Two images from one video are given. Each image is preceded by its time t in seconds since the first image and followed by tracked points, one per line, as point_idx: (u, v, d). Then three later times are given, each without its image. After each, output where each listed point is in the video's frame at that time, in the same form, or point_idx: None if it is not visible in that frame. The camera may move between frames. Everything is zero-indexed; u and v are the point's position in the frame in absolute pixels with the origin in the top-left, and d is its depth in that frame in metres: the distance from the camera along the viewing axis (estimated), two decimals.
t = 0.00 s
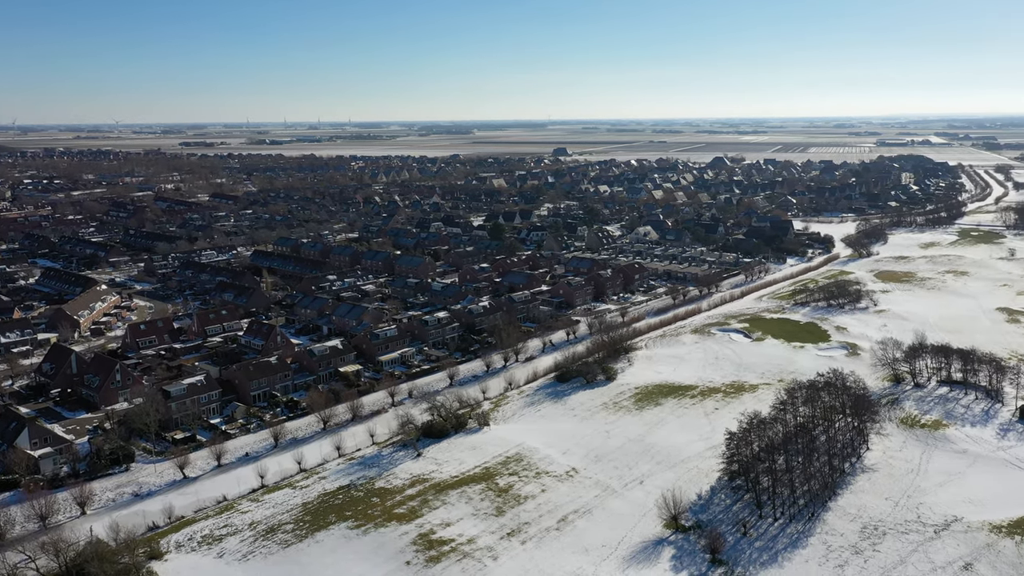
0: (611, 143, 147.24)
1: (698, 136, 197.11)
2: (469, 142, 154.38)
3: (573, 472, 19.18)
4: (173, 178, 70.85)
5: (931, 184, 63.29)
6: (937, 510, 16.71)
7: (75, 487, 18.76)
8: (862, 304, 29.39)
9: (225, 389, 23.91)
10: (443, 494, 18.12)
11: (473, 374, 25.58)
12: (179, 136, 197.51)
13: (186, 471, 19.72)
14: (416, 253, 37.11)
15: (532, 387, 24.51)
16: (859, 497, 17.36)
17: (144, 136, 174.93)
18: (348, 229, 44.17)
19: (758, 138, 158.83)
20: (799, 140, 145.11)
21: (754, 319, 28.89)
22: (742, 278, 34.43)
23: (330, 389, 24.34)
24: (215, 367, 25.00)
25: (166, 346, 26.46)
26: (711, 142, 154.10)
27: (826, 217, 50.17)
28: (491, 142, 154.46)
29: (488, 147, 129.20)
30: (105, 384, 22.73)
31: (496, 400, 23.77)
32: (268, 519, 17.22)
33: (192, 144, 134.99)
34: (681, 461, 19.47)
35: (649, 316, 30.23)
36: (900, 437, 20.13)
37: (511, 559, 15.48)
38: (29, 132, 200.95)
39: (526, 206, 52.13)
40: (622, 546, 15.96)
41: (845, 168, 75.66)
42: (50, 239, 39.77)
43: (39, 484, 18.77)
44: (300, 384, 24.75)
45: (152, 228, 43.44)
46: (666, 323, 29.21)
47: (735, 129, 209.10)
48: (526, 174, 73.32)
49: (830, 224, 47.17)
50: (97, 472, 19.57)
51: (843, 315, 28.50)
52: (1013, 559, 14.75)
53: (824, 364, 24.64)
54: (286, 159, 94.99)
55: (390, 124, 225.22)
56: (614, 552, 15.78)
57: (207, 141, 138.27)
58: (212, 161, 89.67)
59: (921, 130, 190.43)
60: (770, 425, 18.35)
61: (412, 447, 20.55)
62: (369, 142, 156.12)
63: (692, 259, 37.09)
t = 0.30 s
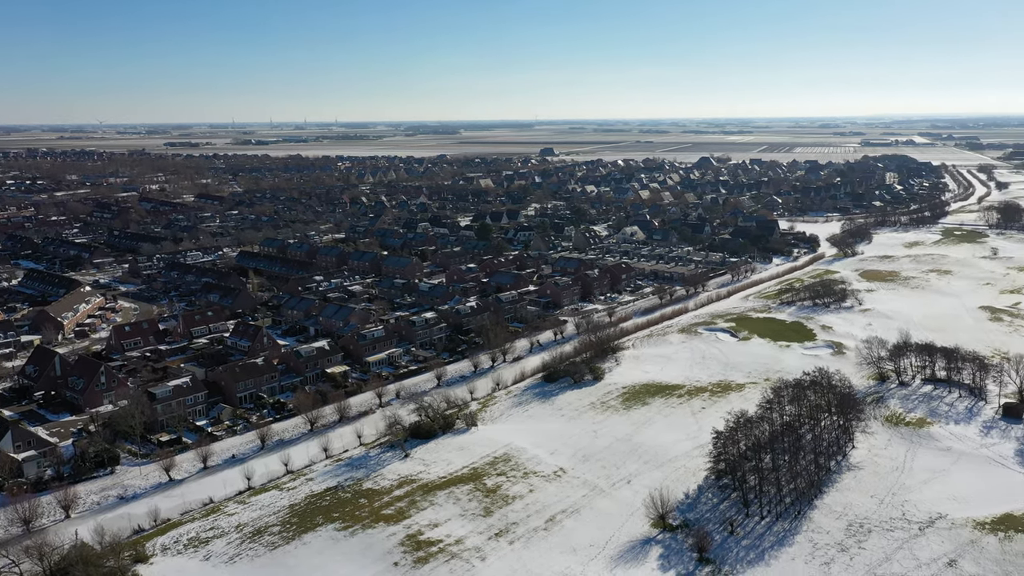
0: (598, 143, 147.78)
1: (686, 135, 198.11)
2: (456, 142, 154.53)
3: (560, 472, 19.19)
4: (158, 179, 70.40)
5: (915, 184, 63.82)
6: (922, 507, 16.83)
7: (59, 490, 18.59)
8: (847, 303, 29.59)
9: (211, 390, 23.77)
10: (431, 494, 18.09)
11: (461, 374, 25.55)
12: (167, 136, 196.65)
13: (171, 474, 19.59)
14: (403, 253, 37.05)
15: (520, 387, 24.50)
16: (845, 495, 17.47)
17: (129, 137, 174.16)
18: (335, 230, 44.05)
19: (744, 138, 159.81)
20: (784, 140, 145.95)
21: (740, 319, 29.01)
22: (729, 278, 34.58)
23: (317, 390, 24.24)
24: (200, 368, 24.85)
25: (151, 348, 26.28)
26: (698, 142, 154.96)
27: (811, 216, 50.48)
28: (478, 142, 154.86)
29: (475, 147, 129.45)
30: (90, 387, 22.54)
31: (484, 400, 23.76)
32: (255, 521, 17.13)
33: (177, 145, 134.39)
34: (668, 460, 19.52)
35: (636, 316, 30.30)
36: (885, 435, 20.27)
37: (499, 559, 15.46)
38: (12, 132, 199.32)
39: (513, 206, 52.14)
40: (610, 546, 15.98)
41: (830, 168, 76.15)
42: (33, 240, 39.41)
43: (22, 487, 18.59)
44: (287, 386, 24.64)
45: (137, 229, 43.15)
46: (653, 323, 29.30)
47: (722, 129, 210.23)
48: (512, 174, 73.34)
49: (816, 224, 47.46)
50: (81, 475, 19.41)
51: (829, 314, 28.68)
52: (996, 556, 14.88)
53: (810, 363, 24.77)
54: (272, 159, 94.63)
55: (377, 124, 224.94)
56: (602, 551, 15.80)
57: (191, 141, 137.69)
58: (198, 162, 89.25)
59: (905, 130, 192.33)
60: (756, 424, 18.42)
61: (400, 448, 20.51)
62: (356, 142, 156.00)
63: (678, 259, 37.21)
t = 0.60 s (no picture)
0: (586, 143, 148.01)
1: (674, 135, 198.96)
2: (442, 142, 155.30)
3: (548, 472, 19.20)
4: (142, 180, 69.90)
5: (900, 184, 64.36)
6: (907, 504, 16.95)
7: (43, 494, 18.42)
8: (832, 302, 29.78)
9: (197, 392, 23.62)
10: (419, 495, 18.05)
11: (448, 375, 25.52)
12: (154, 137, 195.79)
13: (157, 476, 19.46)
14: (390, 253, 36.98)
15: (507, 388, 24.50)
16: (831, 493, 17.57)
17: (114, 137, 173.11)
18: (321, 230, 43.90)
19: (729, 138, 160.67)
20: (769, 140, 146.76)
21: (727, 318, 29.13)
22: (715, 277, 34.71)
23: (304, 391, 24.13)
24: (186, 370, 24.69)
25: (135, 350, 26.09)
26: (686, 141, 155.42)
27: (797, 216, 50.80)
28: (464, 142, 154.95)
29: (461, 148, 129.56)
30: (74, 389, 22.33)
31: (471, 401, 23.74)
32: (242, 524, 17.04)
33: (162, 145, 133.66)
34: (656, 459, 19.57)
35: (624, 316, 30.38)
36: (870, 433, 20.40)
37: (487, 560, 15.44)
38: None
39: (500, 206, 52.14)
40: (598, 545, 16.00)
41: (815, 168, 76.44)
42: (15, 241, 39.02)
43: (5, 491, 18.40)
44: (274, 387, 24.53)
45: (121, 230, 42.83)
46: (641, 323, 29.37)
47: (708, 129, 211.31)
48: (499, 174, 73.34)
49: (801, 223, 47.75)
50: (66, 478, 19.23)
51: (814, 313, 28.85)
52: (980, 552, 15.00)
53: (796, 361, 24.90)
54: (258, 160, 94.21)
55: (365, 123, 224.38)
56: (590, 551, 15.81)
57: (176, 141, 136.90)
58: (183, 162, 88.71)
59: (887, 130, 194.39)
60: (743, 423, 18.47)
61: (388, 449, 20.46)
62: (344, 142, 155.51)
63: (665, 258, 37.32)
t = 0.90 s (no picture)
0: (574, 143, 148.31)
1: (662, 134, 199.53)
2: (430, 142, 155.47)
3: (536, 472, 19.20)
4: (126, 180, 69.45)
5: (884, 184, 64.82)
6: (892, 501, 17.07)
7: (27, 497, 18.25)
8: (818, 302, 29.96)
9: (183, 394, 23.48)
10: (407, 496, 18.01)
11: (436, 375, 25.48)
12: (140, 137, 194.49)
13: (143, 479, 19.33)
14: (377, 254, 36.91)
15: (495, 388, 24.49)
16: (817, 491, 17.66)
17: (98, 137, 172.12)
18: (308, 231, 43.76)
19: (715, 138, 161.47)
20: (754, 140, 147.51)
21: (713, 317, 29.25)
22: (702, 277, 34.84)
23: (291, 392, 24.03)
24: (172, 371, 24.53)
25: (120, 352, 25.91)
26: (673, 141, 156.03)
27: (783, 215, 51.09)
28: (451, 142, 155.11)
29: (448, 148, 129.68)
30: (58, 391, 22.14)
31: (459, 401, 23.72)
32: (228, 526, 16.95)
33: (147, 145, 133.07)
34: (643, 459, 19.61)
35: (611, 315, 30.45)
36: (855, 432, 20.52)
37: (475, 560, 15.43)
38: None
39: (487, 206, 52.15)
40: (586, 545, 16.01)
41: (801, 168, 76.73)
42: None
43: None
44: (260, 388, 24.42)
45: (106, 231, 42.52)
46: (628, 322, 29.45)
47: (695, 128, 212.32)
48: (486, 175, 73.33)
49: (787, 222, 48.02)
50: (50, 481, 19.07)
51: (800, 312, 29.01)
52: (964, 549, 15.12)
53: (782, 360, 25.03)
54: (244, 160, 93.77)
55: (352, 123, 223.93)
56: (578, 550, 15.82)
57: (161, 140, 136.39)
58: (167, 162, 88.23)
59: (872, 130, 195.86)
60: (730, 422, 18.52)
61: (375, 450, 20.40)
62: (331, 143, 155.14)
63: (652, 258, 37.43)
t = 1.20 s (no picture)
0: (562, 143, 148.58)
1: (651, 134, 200.16)
2: (417, 142, 155.78)
3: (524, 472, 19.21)
4: (110, 180, 68.96)
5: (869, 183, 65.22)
6: (877, 499, 17.18)
7: (10, 501, 18.07)
8: (804, 301, 30.14)
9: (169, 396, 23.33)
10: (394, 497, 17.97)
11: (424, 376, 25.43)
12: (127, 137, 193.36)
13: (128, 481, 19.19)
14: (364, 254, 36.83)
15: (483, 388, 24.48)
16: (804, 489, 17.75)
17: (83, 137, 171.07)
18: (294, 231, 43.60)
19: (701, 138, 162.14)
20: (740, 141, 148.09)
21: (700, 317, 29.36)
22: (688, 276, 34.97)
23: (277, 393, 23.92)
24: (157, 373, 24.37)
25: (105, 354, 25.71)
26: (661, 141, 156.60)
27: (769, 215, 51.34)
28: (438, 142, 155.37)
29: (434, 148, 129.68)
30: (41, 394, 21.93)
31: (447, 401, 23.68)
32: (215, 528, 16.85)
33: (131, 146, 132.31)
34: (631, 458, 19.65)
35: (599, 315, 30.51)
36: (841, 430, 20.64)
37: (463, 561, 15.41)
38: None
39: (474, 206, 52.12)
40: (574, 544, 16.03)
41: (787, 168, 76.67)
42: None
43: None
44: (247, 390, 24.29)
45: (90, 232, 42.21)
46: (615, 322, 29.52)
47: (681, 129, 213.29)
48: (473, 175, 73.28)
49: (773, 222, 48.26)
50: (34, 484, 18.89)
51: (787, 311, 29.16)
52: (949, 545, 15.23)
53: (768, 359, 25.14)
54: (230, 160, 93.24)
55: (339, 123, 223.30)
56: (566, 550, 15.84)
57: (145, 142, 135.51)
58: (151, 162, 87.63)
59: (857, 130, 197.14)
60: (717, 421, 18.56)
61: (363, 451, 20.34)
62: (318, 143, 154.63)
63: (639, 258, 37.52)
